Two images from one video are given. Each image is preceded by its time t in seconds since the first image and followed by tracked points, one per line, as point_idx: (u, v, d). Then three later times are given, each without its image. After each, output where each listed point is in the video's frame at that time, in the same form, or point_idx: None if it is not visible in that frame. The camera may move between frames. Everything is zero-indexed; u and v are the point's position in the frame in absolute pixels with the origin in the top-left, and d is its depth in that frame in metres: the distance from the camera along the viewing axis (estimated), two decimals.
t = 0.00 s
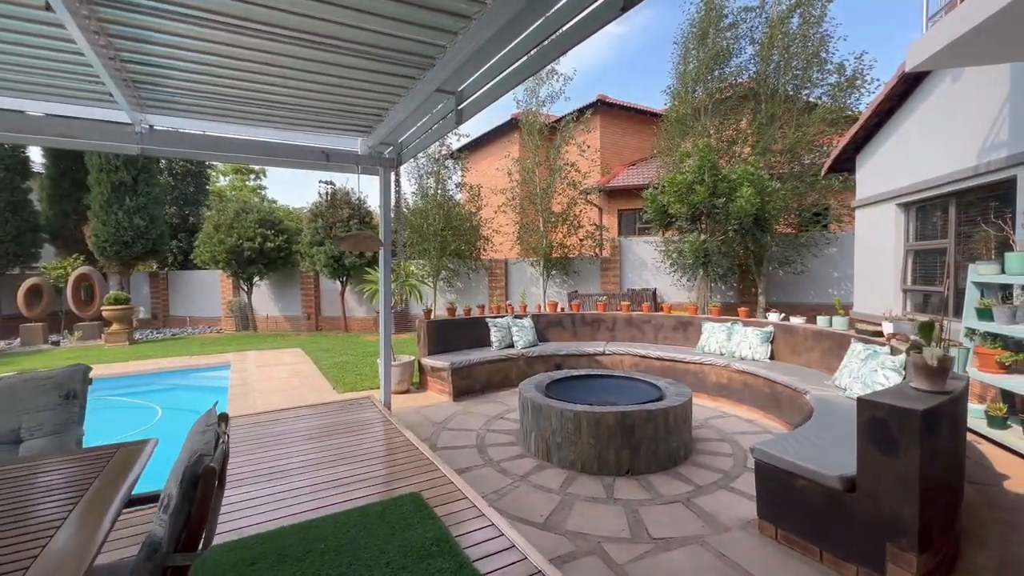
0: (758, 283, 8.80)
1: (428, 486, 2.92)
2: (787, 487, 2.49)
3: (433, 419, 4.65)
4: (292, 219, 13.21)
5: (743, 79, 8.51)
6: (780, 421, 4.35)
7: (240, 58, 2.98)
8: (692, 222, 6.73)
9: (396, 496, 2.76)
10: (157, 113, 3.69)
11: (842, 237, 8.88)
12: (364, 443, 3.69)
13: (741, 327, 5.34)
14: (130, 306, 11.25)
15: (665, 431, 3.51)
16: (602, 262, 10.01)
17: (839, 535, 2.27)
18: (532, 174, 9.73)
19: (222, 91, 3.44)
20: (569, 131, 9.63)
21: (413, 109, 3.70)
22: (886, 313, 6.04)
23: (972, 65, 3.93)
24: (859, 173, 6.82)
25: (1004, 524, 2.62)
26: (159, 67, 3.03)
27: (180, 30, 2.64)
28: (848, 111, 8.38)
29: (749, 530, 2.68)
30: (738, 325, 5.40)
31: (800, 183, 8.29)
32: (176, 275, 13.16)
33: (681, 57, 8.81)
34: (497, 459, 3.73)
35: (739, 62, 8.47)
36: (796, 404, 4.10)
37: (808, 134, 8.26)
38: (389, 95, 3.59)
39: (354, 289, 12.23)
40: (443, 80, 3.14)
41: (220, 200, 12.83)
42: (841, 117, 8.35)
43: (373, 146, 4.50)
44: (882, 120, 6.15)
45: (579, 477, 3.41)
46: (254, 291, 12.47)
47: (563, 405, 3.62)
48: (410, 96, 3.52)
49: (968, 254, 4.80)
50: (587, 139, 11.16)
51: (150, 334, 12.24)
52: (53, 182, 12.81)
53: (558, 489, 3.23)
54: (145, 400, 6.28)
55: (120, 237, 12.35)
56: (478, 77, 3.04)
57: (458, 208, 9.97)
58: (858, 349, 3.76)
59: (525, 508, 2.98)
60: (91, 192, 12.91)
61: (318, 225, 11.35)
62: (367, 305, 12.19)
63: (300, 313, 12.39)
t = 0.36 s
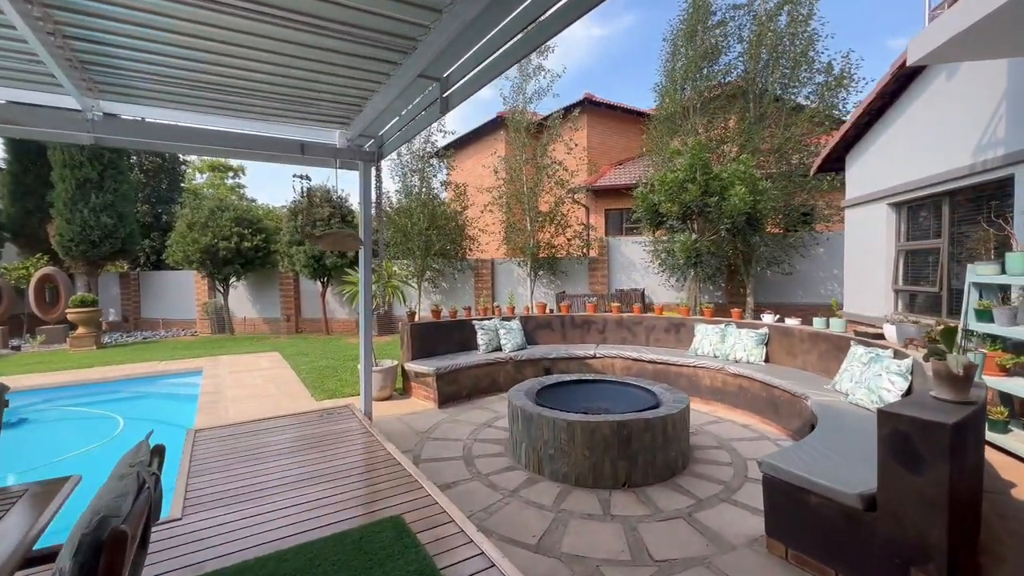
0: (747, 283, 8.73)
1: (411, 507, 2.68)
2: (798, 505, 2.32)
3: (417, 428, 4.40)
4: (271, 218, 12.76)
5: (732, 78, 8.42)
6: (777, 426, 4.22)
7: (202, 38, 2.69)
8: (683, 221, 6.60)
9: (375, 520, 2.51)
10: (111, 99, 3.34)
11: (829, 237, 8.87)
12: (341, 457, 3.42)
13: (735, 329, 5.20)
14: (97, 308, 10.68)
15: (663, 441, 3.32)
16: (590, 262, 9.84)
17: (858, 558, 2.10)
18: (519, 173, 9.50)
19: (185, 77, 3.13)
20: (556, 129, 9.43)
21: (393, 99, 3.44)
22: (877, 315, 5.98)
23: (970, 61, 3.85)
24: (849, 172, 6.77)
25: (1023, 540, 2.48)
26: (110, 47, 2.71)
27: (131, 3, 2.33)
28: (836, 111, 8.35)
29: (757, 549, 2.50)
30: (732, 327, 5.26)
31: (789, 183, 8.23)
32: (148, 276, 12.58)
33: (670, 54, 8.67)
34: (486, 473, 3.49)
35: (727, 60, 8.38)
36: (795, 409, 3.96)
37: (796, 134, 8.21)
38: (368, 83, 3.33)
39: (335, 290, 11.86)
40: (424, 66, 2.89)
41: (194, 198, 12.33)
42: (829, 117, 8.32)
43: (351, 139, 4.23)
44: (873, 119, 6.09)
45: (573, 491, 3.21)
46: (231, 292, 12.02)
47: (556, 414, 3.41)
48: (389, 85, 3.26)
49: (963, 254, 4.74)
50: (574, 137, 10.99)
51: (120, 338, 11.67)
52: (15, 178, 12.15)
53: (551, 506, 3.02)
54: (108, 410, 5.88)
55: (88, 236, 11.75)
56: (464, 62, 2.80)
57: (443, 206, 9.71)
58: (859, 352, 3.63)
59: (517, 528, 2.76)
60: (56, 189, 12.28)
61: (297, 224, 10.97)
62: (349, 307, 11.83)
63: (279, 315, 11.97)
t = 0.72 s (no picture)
0: (755, 285, 8.54)
1: (414, 528, 2.48)
2: (844, 529, 2.13)
3: (419, 438, 4.19)
4: (268, 219, 12.56)
5: (739, 76, 8.22)
6: (798, 435, 4.03)
7: (189, 23, 2.47)
8: (693, 221, 6.40)
9: (376, 546, 2.29)
10: (92, 90, 3.13)
11: (839, 237, 8.67)
12: (339, 471, 3.20)
13: (749, 332, 5.00)
14: (91, 311, 10.45)
15: (682, 453, 3.12)
16: (593, 264, 9.65)
17: None
18: (522, 173, 9.28)
19: (172, 67, 2.92)
20: (559, 128, 9.20)
21: (395, 89, 3.24)
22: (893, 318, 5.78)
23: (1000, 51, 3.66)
24: (862, 171, 6.58)
25: None
26: (88, 34, 2.49)
27: None
28: (845, 109, 8.15)
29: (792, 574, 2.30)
30: (746, 330, 5.06)
31: (798, 183, 8.03)
32: (143, 278, 12.36)
33: (676, 51, 8.47)
34: (493, 487, 3.29)
35: (734, 57, 8.18)
36: (817, 417, 3.76)
37: (805, 132, 8.02)
38: (368, 73, 3.13)
39: (334, 293, 11.65)
40: (429, 52, 2.69)
41: (191, 200, 12.11)
42: (839, 115, 8.12)
43: (350, 134, 4.03)
44: (889, 115, 5.89)
45: (587, 507, 3.00)
46: (228, 295, 11.80)
47: (568, 425, 3.21)
48: (391, 75, 3.06)
49: (988, 254, 4.54)
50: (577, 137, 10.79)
51: (114, 341, 11.44)
52: (8, 179, 11.91)
53: (565, 524, 2.81)
54: (97, 418, 5.66)
55: (82, 238, 11.51)
56: (472, 46, 2.60)
57: (444, 207, 9.50)
58: (887, 358, 3.43)
59: (528, 551, 2.55)
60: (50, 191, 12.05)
61: (295, 225, 10.76)
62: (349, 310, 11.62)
63: (277, 318, 11.76)
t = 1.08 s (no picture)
0: (785, 290, 8.21)
1: (443, 554, 2.32)
2: (922, 568, 1.91)
3: (441, 451, 4.03)
4: (288, 225, 12.62)
5: (768, 73, 7.94)
6: (846, 452, 3.76)
7: (208, 20, 2.36)
8: (724, 223, 6.18)
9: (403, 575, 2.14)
10: (113, 94, 3.07)
11: (875, 241, 8.28)
12: (360, 488, 3.06)
13: (787, 341, 4.73)
14: (117, 316, 10.58)
15: (726, 473, 2.90)
16: (615, 268, 9.43)
17: None
18: (542, 175, 9.08)
19: (192, 70, 2.83)
20: (580, 130, 8.98)
21: (419, 89, 3.11)
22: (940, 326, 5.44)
23: None
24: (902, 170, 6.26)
25: None
26: (106, 34, 2.40)
27: None
28: (881, 106, 7.78)
29: None
30: (784, 339, 4.79)
31: (832, 183, 7.69)
32: (167, 284, 12.54)
33: (700, 50, 8.20)
34: (521, 506, 3.11)
35: (762, 55, 7.90)
36: (869, 434, 3.50)
37: (839, 131, 7.68)
38: (392, 73, 3.00)
39: (352, 298, 11.62)
40: (457, 48, 2.54)
41: (213, 206, 12.24)
42: (874, 113, 7.77)
43: (372, 137, 3.92)
44: (933, 111, 5.59)
45: (624, 531, 2.81)
46: (248, 300, 11.87)
47: (602, 442, 3.02)
48: (416, 74, 2.93)
49: None
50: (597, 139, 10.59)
51: (139, 346, 11.59)
52: (39, 187, 12.18)
53: (602, 550, 2.62)
54: (120, 425, 5.65)
55: (109, 244, 11.72)
56: (503, 40, 2.43)
57: (463, 211, 9.38)
58: (948, 371, 3.17)
59: None
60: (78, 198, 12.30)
61: (315, 230, 10.77)
62: (367, 315, 11.58)
63: (296, 323, 11.79)
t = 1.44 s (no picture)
0: (860, 298, 7.55)
1: None
2: None
3: (495, 463, 3.93)
4: (343, 234, 13.10)
5: (838, 64, 7.35)
6: (949, 481, 3.34)
7: (274, 36, 2.42)
8: (793, 225, 5.80)
9: None
10: (189, 112, 3.24)
11: (966, 243, 7.45)
12: (417, 499, 3.00)
13: (871, 354, 4.29)
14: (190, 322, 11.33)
15: (812, 502, 2.62)
16: (668, 275, 9.07)
17: None
18: (591, 180, 8.79)
19: (260, 85, 2.93)
20: (632, 133, 8.68)
21: (476, 94, 3.05)
22: None
23: None
24: (1002, 162, 5.60)
25: None
26: (183, 53, 2.50)
27: None
28: (973, 94, 7.02)
29: None
30: (867, 351, 4.36)
31: (915, 180, 7.01)
32: (234, 292, 13.32)
33: (762, 44, 7.79)
34: (582, 526, 2.94)
35: (832, 45, 7.34)
36: (979, 462, 3.08)
37: (923, 123, 7.00)
38: (449, 78, 2.97)
39: (403, 305, 11.85)
40: (515, 48, 2.46)
41: (275, 218, 12.91)
42: (965, 102, 7.03)
43: (427, 144, 3.94)
44: None
45: (695, 560, 2.59)
46: (307, 307, 12.39)
47: (669, 461, 2.81)
48: (473, 78, 2.87)
49: None
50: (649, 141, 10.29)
51: (209, 350, 12.35)
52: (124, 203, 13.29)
53: None
54: (192, 426, 5.98)
55: (184, 255, 12.60)
56: (565, 38, 2.32)
57: (512, 219, 9.33)
58: None
59: None
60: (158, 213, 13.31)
61: (368, 239, 11.08)
62: (418, 322, 11.75)
63: (350, 329, 12.17)
